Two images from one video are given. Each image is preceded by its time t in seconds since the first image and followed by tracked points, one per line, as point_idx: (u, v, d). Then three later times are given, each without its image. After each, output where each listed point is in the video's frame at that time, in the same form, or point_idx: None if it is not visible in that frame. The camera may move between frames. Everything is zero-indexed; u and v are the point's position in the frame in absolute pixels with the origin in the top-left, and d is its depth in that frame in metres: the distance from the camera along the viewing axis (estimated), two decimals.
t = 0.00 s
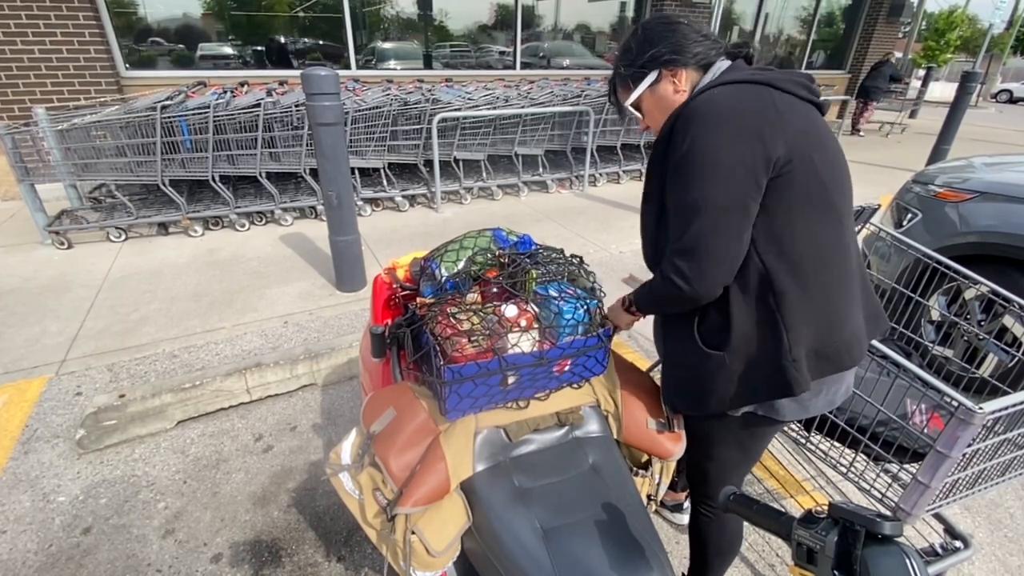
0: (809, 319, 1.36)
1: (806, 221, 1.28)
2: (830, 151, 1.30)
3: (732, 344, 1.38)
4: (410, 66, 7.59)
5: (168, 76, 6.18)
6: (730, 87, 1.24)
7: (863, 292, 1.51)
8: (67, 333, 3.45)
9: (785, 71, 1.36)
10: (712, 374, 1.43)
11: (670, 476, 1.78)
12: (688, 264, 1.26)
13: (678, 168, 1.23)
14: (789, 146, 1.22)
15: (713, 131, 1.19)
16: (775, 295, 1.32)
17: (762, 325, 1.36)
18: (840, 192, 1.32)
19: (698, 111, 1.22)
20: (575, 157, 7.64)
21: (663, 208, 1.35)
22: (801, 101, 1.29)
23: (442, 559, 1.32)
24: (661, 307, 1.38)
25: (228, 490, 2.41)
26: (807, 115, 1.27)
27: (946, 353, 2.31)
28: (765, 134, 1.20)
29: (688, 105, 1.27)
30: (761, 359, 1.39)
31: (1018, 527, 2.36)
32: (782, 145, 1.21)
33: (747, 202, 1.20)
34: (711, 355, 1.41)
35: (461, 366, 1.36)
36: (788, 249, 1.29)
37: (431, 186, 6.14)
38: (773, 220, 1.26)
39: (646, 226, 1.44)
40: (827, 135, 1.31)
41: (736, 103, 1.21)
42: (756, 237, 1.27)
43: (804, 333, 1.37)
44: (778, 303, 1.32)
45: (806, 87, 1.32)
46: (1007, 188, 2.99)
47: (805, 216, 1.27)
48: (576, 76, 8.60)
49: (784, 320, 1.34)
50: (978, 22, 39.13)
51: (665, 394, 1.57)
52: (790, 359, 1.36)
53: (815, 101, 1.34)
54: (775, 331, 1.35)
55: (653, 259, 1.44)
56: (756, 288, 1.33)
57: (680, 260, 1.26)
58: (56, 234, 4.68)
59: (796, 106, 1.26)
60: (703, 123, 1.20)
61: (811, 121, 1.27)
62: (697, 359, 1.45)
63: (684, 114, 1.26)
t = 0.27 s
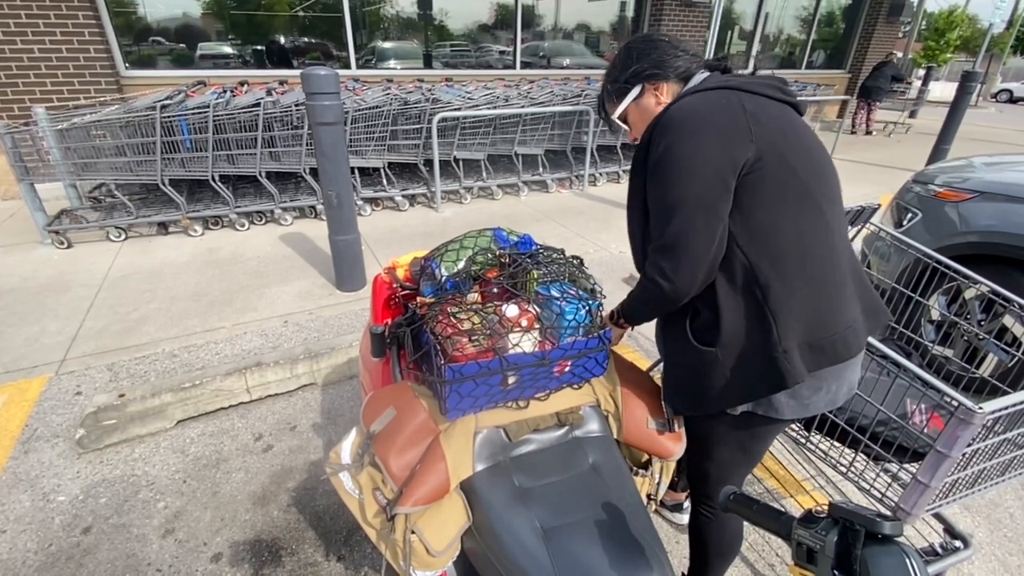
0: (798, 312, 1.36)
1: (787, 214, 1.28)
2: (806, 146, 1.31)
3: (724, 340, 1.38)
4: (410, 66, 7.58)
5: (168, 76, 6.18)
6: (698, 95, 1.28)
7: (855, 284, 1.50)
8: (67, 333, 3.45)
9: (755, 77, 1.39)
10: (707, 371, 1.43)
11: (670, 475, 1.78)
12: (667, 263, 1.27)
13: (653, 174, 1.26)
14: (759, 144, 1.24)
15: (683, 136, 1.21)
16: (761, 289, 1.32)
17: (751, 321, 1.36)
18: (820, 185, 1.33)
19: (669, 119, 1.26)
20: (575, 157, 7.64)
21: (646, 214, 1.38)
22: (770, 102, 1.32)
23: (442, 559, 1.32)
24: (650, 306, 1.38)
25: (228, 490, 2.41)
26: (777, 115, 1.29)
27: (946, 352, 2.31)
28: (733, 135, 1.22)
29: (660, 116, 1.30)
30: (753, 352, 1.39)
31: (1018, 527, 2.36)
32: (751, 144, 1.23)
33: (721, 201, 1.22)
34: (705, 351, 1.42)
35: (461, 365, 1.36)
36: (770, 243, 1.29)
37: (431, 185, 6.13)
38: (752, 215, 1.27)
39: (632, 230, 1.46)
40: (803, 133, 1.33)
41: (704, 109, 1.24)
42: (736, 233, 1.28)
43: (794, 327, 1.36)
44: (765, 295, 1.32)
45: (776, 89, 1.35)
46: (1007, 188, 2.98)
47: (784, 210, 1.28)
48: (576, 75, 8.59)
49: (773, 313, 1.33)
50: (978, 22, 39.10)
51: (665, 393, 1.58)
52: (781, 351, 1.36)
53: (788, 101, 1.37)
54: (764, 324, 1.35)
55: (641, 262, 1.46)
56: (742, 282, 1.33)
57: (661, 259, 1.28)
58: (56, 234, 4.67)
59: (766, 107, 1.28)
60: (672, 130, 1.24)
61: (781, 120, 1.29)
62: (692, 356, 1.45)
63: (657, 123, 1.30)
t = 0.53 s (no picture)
0: (803, 307, 1.35)
1: (787, 209, 1.28)
2: (801, 141, 1.31)
3: (729, 339, 1.38)
4: (410, 66, 7.58)
5: (168, 76, 6.19)
6: (690, 97, 1.28)
7: (855, 275, 1.50)
8: (67, 333, 3.45)
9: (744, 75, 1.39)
10: (711, 372, 1.43)
11: (670, 476, 1.78)
12: (675, 264, 1.26)
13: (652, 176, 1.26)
14: (755, 142, 1.24)
15: (680, 138, 1.22)
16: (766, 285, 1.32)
17: (757, 318, 1.36)
18: (817, 179, 1.33)
19: (664, 121, 1.25)
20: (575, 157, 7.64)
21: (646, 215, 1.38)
22: (761, 99, 1.32)
23: (442, 559, 1.32)
24: (659, 307, 1.37)
25: (228, 490, 2.41)
26: (769, 111, 1.29)
27: (947, 353, 2.31)
28: (730, 135, 1.22)
29: (654, 119, 1.30)
30: (760, 349, 1.39)
31: (1018, 527, 2.35)
32: (747, 143, 1.23)
33: (722, 201, 1.22)
34: (710, 353, 1.41)
35: (461, 365, 1.36)
36: (773, 239, 1.29)
37: (431, 186, 6.14)
38: (754, 213, 1.27)
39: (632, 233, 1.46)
40: (796, 129, 1.33)
41: (698, 110, 1.24)
42: (738, 231, 1.28)
43: (800, 321, 1.36)
44: (770, 291, 1.32)
45: (765, 87, 1.35)
46: (1007, 188, 2.98)
47: (784, 206, 1.28)
48: (576, 76, 8.59)
49: (780, 309, 1.33)
50: (978, 22, 39.10)
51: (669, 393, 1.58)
52: (790, 347, 1.36)
53: (777, 99, 1.37)
54: (771, 322, 1.35)
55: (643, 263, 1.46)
56: (748, 279, 1.32)
57: (668, 260, 1.27)
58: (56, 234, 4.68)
59: (757, 105, 1.29)
60: (667, 133, 1.24)
61: (774, 116, 1.29)
62: (695, 357, 1.45)
63: (651, 126, 1.29)
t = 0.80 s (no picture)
0: (805, 308, 1.36)
1: (789, 211, 1.28)
2: (803, 142, 1.31)
3: (731, 340, 1.38)
4: (410, 66, 7.59)
5: (169, 76, 6.19)
6: (692, 97, 1.28)
7: (855, 274, 1.50)
8: (68, 333, 3.45)
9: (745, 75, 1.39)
10: (713, 373, 1.43)
11: (670, 476, 1.78)
12: (681, 264, 1.26)
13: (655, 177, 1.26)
14: (758, 142, 1.24)
15: (683, 140, 1.21)
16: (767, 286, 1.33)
17: (759, 319, 1.36)
18: (818, 179, 1.33)
19: (667, 122, 1.25)
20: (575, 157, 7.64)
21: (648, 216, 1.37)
22: (762, 100, 1.31)
23: (442, 559, 1.32)
24: (663, 307, 1.37)
25: (228, 490, 2.41)
26: (770, 111, 1.29)
27: (946, 353, 2.31)
28: (733, 135, 1.22)
29: (656, 120, 1.30)
30: (763, 350, 1.39)
31: (1018, 527, 2.35)
32: (750, 144, 1.23)
33: (726, 201, 1.22)
34: (711, 354, 1.41)
35: (461, 366, 1.36)
36: (776, 241, 1.29)
37: (431, 186, 6.14)
38: (756, 213, 1.27)
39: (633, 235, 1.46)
40: (798, 130, 1.33)
41: (700, 111, 1.24)
42: (741, 232, 1.28)
43: (802, 322, 1.36)
44: (772, 292, 1.33)
45: (766, 87, 1.35)
46: (1007, 188, 2.98)
47: (787, 207, 1.28)
48: (576, 76, 8.60)
49: (782, 310, 1.34)
50: (978, 23, 39.11)
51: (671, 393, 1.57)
52: (792, 348, 1.36)
53: (778, 99, 1.37)
54: (774, 323, 1.36)
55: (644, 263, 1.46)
56: (751, 280, 1.32)
57: (674, 260, 1.26)
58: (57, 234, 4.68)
59: (759, 105, 1.29)
60: (670, 133, 1.24)
61: (776, 117, 1.29)
62: (696, 359, 1.45)
63: (653, 127, 1.29)
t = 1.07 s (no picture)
0: (802, 313, 1.36)
1: (798, 215, 1.28)
2: (820, 144, 1.30)
3: (724, 340, 1.39)
4: (410, 66, 7.59)
5: (169, 77, 6.19)
6: (716, 87, 1.24)
7: (853, 281, 1.51)
8: (67, 333, 3.45)
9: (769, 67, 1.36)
10: (704, 371, 1.44)
11: (670, 476, 1.78)
12: (698, 258, 1.22)
13: (674, 165, 1.22)
14: (777, 141, 1.23)
15: (707, 129, 1.18)
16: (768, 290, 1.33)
17: (756, 322, 1.36)
18: (830, 183, 1.33)
19: (689, 111, 1.21)
20: (575, 157, 7.64)
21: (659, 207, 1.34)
22: (786, 96, 1.29)
23: (442, 559, 1.32)
24: (670, 301, 1.35)
25: (228, 490, 2.41)
26: (793, 109, 1.27)
27: (947, 353, 2.31)
28: (754, 130, 1.20)
29: (676, 108, 1.26)
30: (757, 354, 1.39)
31: (1019, 527, 2.35)
32: (770, 142, 1.22)
33: (743, 198, 1.19)
34: (705, 353, 1.42)
35: (461, 366, 1.36)
36: (780, 245, 1.29)
37: (431, 186, 6.14)
38: (766, 215, 1.26)
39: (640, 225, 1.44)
40: (816, 131, 1.32)
41: (724, 102, 1.20)
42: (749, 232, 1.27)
43: (797, 328, 1.37)
44: (772, 296, 1.32)
45: (790, 83, 1.33)
46: (1007, 188, 2.98)
47: (798, 210, 1.27)
48: (576, 76, 8.59)
49: (778, 314, 1.34)
50: (978, 23, 39.09)
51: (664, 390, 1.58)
52: (785, 353, 1.37)
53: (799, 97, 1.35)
54: (768, 326, 1.36)
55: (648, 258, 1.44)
56: (752, 281, 1.32)
57: (691, 254, 1.23)
58: (56, 234, 4.68)
59: (782, 101, 1.26)
60: (693, 122, 1.20)
61: (797, 115, 1.27)
62: (689, 356, 1.45)
63: (674, 114, 1.25)
